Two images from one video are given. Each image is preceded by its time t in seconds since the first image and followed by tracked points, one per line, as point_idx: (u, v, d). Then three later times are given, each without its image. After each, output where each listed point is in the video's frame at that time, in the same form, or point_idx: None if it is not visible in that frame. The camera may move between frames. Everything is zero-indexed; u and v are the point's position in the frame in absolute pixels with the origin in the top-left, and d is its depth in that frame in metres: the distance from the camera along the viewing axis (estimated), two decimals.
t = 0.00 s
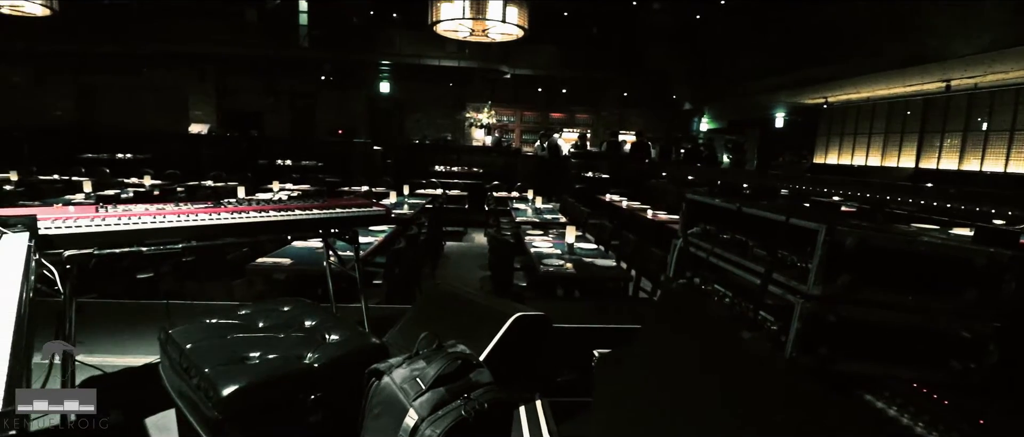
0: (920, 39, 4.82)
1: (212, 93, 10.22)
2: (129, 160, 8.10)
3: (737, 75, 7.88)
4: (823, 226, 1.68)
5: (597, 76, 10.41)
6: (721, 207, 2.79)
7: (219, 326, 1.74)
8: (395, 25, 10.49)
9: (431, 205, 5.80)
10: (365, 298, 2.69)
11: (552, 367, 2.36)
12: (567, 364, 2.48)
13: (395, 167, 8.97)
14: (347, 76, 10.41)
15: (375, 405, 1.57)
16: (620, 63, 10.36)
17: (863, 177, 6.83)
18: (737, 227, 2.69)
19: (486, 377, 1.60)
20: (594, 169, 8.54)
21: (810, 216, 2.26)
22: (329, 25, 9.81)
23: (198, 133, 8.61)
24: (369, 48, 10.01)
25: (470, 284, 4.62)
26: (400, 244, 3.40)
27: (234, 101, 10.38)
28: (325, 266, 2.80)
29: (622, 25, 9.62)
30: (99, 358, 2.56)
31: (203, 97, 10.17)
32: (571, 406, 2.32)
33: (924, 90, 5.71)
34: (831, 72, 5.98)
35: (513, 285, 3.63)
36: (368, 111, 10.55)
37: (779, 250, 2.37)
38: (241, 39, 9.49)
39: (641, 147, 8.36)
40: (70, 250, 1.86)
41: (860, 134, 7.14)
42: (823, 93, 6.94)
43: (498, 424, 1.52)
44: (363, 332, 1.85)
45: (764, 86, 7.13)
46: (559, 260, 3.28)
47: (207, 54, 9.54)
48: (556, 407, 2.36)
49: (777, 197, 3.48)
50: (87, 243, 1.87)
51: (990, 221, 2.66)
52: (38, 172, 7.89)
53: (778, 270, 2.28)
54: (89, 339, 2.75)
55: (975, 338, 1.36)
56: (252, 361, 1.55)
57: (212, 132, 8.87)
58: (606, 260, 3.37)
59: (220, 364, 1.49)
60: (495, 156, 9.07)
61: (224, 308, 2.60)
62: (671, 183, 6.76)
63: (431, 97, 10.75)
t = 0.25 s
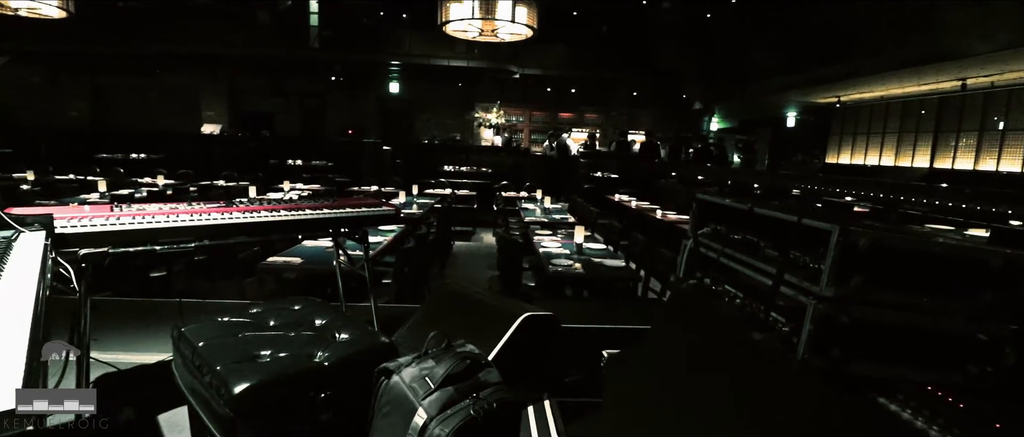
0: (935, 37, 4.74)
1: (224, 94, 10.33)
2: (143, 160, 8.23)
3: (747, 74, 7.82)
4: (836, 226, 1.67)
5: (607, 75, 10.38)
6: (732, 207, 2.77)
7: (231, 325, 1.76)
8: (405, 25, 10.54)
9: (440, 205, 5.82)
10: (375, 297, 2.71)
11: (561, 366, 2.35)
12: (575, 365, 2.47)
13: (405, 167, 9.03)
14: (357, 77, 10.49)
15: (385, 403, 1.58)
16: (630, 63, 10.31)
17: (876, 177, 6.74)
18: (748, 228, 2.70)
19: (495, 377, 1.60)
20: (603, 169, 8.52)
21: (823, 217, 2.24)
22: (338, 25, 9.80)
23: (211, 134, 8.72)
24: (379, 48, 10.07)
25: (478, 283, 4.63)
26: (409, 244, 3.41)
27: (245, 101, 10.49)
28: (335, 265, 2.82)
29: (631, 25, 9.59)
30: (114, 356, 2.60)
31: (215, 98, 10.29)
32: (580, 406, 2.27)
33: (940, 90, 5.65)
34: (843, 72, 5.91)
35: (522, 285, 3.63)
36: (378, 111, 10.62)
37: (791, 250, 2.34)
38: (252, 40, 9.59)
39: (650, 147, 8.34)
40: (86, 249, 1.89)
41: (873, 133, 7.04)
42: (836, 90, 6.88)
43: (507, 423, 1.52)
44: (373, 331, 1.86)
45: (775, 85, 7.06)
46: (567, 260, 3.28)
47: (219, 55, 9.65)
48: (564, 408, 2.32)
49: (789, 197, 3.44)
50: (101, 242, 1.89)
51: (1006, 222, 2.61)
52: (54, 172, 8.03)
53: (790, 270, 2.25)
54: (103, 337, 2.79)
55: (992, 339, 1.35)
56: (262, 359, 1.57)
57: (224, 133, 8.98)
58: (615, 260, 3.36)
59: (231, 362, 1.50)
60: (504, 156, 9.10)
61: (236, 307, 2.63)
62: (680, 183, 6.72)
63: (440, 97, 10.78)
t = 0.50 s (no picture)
0: (947, 36, 4.69)
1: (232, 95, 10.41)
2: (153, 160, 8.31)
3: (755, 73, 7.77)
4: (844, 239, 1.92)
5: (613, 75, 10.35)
6: (740, 207, 2.75)
7: (239, 324, 1.77)
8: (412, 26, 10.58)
9: (446, 205, 5.83)
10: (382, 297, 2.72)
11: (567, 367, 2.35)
12: (582, 365, 2.47)
13: (412, 167, 9.05)
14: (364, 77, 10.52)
15: (392, 403, 1.58)
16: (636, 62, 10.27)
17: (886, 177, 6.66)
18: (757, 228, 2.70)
19: (501, 377, 1.60)
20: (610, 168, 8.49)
21: (833, 218, 2.23)
22: (348, 27, 10.00)
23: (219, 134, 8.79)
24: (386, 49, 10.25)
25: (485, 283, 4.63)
26: (416, 244, 3.42)
27: (253, 102, 10.57)
28: (342, 265, 2.83)
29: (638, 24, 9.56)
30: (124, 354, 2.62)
31: (224, 99, 10.37)
32: (587, 406, 2.26)
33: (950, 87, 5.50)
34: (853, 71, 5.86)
35: (529, 285, 3.62)
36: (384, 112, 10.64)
37: (799, 251, 2.37)
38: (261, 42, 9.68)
39: (657, 147, 8.29)
40: (97, 248, 1.91)
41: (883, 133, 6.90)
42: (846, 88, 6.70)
43: (514, 423, 1.52)
44: (380, 331, 1.87)
45: (783, 84, 7.02)
46: (574, 260, 3.28)
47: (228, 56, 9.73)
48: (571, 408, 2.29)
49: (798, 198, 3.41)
50: (112, 241, 1.91)
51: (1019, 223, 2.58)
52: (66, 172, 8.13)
53: (799, 271, 2.29)
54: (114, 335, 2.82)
55: (1006, 342, 1.61)
56: (271, 358, 1.58)
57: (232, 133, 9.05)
58: (622, 260, 3.34)
59: (240, 361, 1.51)
60: (510, 156, 9.08)
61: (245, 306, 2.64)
62: (688, 183, 6.68)
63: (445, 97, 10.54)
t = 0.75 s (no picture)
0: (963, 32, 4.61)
1: (244, 97, 10.53)
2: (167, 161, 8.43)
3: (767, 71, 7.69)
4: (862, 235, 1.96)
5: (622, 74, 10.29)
6: (752, 207, 2.73)
7: (251, 323, 1.79)
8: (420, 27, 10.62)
9: (455, 205, 5.84)
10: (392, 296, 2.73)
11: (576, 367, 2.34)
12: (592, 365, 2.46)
13: (421, 167, 9.07)
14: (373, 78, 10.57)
15: (402, 402, 1.59)
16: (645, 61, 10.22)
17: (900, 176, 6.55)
18: (770, 228, 2.68)
19: (511, 376, 1.60)
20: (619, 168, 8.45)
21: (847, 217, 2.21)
22: (357, 29, 10.08)
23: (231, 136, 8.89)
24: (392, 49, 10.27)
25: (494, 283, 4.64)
26: (425, 244, 3.42)
27: (264, 103, 10.67)
28: (353, 265, 2.85)
29: (647, 23, 9.50)
30: (139, 353, 2.66)
31: (236, 101, 10.48)
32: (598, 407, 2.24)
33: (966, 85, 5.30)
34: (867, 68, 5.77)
35: (538, 285, 3.62)
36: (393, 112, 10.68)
37: (813, 250, 2.34)
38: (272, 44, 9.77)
39: (666, 146, 8.23)
40: (113, 248, 1.93)
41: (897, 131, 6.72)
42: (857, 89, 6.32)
43: (523, 423, 1.52)
44: (390, 330, 1.88)
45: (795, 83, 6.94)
46: (584, 260, 3.27)
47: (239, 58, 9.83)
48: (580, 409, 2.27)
49: (810, 197, 3.37)
50: (126, 241, 1.94)
51: None
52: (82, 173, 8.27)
53: (813, 271, 2.26)
54: (129, 333, 2.86)
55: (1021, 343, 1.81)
56: (283, 357, 1.59)
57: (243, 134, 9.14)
58: (632, 260, 3.33)
59: (253, 360, 1.53)
60: (518, 156, 9.06)
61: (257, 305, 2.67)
62: (698, 183, 6.64)
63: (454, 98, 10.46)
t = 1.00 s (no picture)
0: (980, 28, 4.53)
1: (256, 98, 10.65)
2: (180, 162, 8.56)
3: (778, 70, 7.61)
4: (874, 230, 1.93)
5: (631, 74, 10.27)
6: (763, 206, 2.71)
7: (264, 322, 1.81)
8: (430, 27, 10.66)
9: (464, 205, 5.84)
10: (402, 296, 2.74)
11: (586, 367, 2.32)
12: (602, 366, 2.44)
13: (430, 167, 9.11)
14: (383, 79, 10.64)
15: (412, 401, 1.59)
16: (655, 60, 10.15)
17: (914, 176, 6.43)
18: (782, 228, 2.67)
19: (521, 377, 1.60)
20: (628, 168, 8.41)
21: (862, 216, 2.18)
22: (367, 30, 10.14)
23: (243, 137, 8.99)
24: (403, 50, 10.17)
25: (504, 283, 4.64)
26: (435, 244, 3.43)
27: (275, 105, 10.77)
28: (363, 264, 2.87)
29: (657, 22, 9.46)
30: (153, 351, 2.70)
31: (248, 102, 10.61)
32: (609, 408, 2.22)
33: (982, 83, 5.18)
34: (880, 66, 5.70)
35: (547, 285, 3.62)
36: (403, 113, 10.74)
37: (825, 251, 2.31)
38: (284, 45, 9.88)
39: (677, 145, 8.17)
40: (128, 248, 1.96)
41: (912, 129, 6.58)
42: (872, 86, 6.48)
43: (533, 423, 1.52)
44: (400, 330, 1.88)
45: (806, 81, 6.86)
46: (593, 260, 3.26)
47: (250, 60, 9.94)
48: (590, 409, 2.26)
49: (824, 197, 3.33)
50: (141, 241, 1.97)
51: None
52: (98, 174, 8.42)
53: (825, 272, 2.24)
54: (144, 332, 2.91)
55: None
56: (295, 356, 1.60)
57: (255, 135, 9.24)
58: (642, 260, 3.31)
59: (265, 359, 1.54)
60: (528, 156, 9.07)
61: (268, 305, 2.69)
62: (708, 182, 6.58)
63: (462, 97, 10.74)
